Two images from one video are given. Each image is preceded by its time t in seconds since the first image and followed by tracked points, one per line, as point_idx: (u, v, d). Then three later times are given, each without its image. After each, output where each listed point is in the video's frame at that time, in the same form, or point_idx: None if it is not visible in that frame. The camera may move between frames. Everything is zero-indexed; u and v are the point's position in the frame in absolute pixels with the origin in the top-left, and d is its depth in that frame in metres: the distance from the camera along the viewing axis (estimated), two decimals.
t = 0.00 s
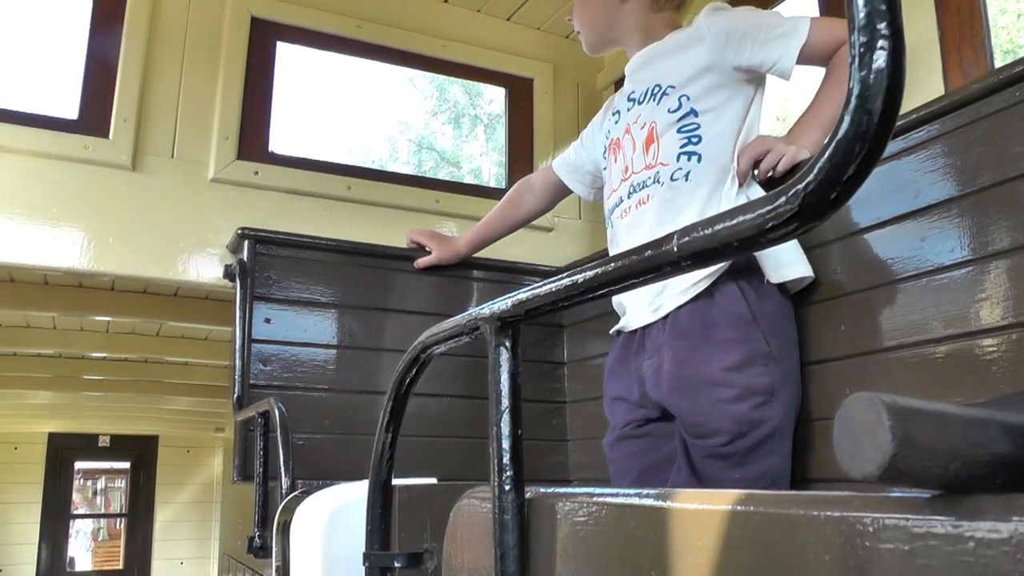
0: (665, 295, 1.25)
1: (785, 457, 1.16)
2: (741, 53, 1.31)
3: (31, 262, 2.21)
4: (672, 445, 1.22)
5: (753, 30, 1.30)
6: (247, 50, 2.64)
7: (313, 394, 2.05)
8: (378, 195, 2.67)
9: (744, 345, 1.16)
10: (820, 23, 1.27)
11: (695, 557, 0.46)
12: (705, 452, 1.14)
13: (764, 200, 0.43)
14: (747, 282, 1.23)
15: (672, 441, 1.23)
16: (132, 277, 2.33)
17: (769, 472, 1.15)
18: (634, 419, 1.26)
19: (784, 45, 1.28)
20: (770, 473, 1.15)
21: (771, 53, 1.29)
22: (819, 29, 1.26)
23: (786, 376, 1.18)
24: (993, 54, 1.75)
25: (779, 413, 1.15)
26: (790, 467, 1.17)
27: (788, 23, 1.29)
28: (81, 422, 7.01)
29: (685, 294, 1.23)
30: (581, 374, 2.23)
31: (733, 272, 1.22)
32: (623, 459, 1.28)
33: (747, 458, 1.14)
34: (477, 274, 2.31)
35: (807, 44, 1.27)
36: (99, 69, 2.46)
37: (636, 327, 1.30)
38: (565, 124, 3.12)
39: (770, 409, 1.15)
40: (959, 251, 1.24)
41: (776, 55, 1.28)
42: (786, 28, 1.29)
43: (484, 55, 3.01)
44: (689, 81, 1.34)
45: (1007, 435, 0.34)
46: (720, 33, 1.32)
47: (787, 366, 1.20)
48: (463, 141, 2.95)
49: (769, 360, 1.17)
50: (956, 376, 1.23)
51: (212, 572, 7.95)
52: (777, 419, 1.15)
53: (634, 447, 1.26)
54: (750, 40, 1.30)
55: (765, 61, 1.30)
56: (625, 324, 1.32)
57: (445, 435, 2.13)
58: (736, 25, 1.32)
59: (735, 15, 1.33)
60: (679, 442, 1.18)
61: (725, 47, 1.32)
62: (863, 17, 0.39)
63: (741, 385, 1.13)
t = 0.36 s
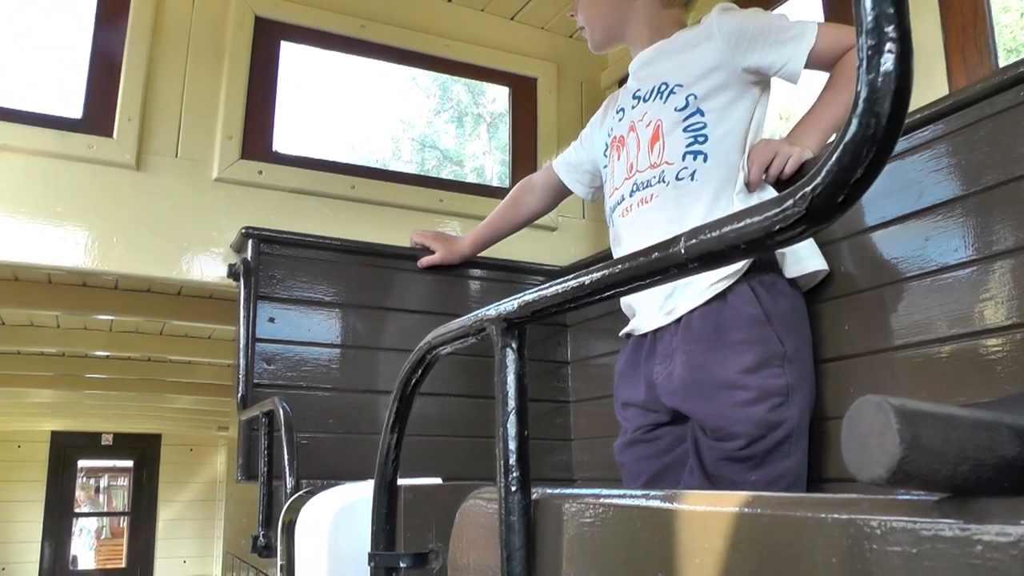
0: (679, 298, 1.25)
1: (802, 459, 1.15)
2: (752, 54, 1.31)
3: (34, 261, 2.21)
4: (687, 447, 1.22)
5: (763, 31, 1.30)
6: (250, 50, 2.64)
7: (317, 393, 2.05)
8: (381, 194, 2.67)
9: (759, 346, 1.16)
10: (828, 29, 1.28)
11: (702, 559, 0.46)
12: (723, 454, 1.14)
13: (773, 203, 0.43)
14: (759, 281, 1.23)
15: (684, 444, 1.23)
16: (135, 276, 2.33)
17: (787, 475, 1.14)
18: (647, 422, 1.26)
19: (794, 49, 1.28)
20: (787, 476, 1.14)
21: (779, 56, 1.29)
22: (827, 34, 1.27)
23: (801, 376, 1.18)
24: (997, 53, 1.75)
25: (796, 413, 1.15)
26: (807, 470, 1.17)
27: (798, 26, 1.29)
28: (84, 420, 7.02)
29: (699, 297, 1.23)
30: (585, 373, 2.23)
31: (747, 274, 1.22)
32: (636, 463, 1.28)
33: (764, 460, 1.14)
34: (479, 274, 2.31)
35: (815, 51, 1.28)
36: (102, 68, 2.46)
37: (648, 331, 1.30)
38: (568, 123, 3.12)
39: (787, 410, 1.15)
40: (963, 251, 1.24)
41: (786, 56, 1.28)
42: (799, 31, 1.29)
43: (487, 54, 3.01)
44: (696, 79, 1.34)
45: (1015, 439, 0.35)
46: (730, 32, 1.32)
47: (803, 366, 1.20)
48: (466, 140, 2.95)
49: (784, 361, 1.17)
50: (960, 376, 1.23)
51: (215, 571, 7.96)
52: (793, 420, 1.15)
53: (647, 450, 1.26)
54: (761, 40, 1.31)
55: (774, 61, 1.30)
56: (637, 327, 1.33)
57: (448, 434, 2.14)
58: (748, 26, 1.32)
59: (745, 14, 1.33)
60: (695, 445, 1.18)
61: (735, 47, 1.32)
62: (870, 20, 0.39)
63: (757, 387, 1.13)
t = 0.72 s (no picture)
0: (679, 300, 1.25)
1: (804, 460, 1.16)
2: (755, 57, 1.32)
3: (38, 262, 2.22)
4: (688, 448, 1.22)
5: (767, 35, 1.32)
6: (253, 51, 2.65)
7: (320, 394, 2.05)
8: (385, 195, 2.67)
9: (760, 348, 1.17)
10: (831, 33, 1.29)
11: (707, 560, 0.46)
12: (725, 455, 1.14)
13: (778, 206, 0.44)
14: (760, 284, 1.23)
15: (686, 445, 1.23)
16: (139, 277, 2.33)
17: (788, 476, 1.14)
18: (648, 424, 1.26)
19: (795, 52, 1.30)
20: (789, 477, 1.14)
21: (781, 59, 1.30)
22: (830, 37, 1.28)
23: (802, 378, 1.19)
24: (999, 53, 1.75)
25: (797, 414, 1.15)
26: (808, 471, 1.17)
27: (801, 31, 1.31)
28: (87, 421, 7.03)
29: (698, 300, 1.23)
30: (588, 374, 2.24)
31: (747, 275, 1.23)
32: (637, 464, 1.28)
33: (766, 461, 1.14)
34: (480, 274, 2.31)
35: (816, 53, 1.29)
36: (104, 70, 2.47)
37: (648, 332, 1.30)
38: (571, 124, 3.12)
39: (788, 412, 1.15)
40: (966, 251, 1.24)
41: (788, 60, 1.30)
42: (801, 36, 1.30)
43: (489, 55, 3.02)
44: (699, 81, 1.34)
45: (1019, 441, 0.35)
46: (734, 35, 1.33)
47: (804, 368, 1.20)
48: (468, 141, 2.96)
49: (785, 363, 1.18)
50: (963, 377, 1.23)
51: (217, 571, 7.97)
52: (794, 422, 1.15)
53: (649, 452, 1.26)
54: (764, 44, 1.32)
55: (776, 65, 1.30)
56: (637, 329, 1.33)
57: (451, 435, 2.14)
58: (751, 29, 1.33)
59: (749, 19, 1.34)
60: (696, 446, 1.19)
61: (739, 50, 1.33)
62: (874, 26, 0.39)
63: (758, 389, 1.14)
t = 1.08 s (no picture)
0: (678, 300, 1.26)
1: (804, 463, 1.16)
2: (762, 63, 1.33)
3: (39, 262, 2.22)
4: (689, 450, 1.22)
5: (775, 43, 1.33)
6: (256, 51, 2.65)
7: (322, 395, 2.05)
8: (387, 196, 2.68)
9: (760, 350, 1.17)
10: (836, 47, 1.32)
11: (709, 562, 0.47)
12: (725, 457, 1.14)
13: (779, 211, 0.44)
14: (760, 286, 1.24)
15: (687, 446, 1.23)
16: (140, 278, 2.33)
17: (788, 478, 1.15)
18: (649, 425, 1.26)
19: (801, 62, 1.32)
20: (788, 479, 1.15)
21: (786, 68, 1.32)
22: (836, 51, 1.31)
23: (802, 381, 1.19)
24: (1001, 55, 1.75)
25: (798, 417, 1.16)
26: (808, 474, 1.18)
27: (806, 42, 1.33)
28: (88, 421, 7.03)
29: (697, 300, 1.23)
30: (589, 375, 2.24)
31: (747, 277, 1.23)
32: (638, 465, 1.28)
33: (767, 462, 1.14)
34: (481, 275, 2.31)
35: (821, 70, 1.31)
36: (105, 70, 2.47)
37: (648, 331, 1.30)
38: (573, 125, 3.12)
39: (789, 414, 1.15)
40: (967, 254, 1.25)
41: (793, 70, 1.31)
42: (805, 47, 1.32)
43: (491, 56, 3.02)
44: (706, 83, 1.34)
45: (1020, 445, 0.35)
46: (742, 40, 1.34)
47: (805, 371, 1.21)
48: (470, 141, 2.96)
49: (785, 365, 1.18)
50: (964, 379, 1.23)
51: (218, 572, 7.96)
52: (795, 424, 1.16)
53: (649, 453, 1.26)
54: (771, 52, 1.33)
55: (782, 73, 1.32)
56: (638, 328, 1.33)
57: (453, 437, 2.14)
58: (760, 37, 1.34)
59: (757, 25, 1.35)
60: (697, 447, 1.19)
61: (746, 55, 1.33)
62: (874, 32, 0.39)
63: (758, 391, 1.14)
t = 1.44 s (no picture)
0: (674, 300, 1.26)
1: (799, 463, 1.16)
2: (763, 69, 1.34)
3: (39, 263, 2.22)
4: (688, 449, 1.22)
5: (777, 51, 1.33)
6: (256, 53, 2.65)
7: (322, 397, 2.06)
8: (387, 198, 2.68)
9: (754, 350, 1.17)
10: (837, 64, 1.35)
11: (713, 563, 0.47)
12: (720, 456, 1.14)
13: (784, 211, 0.44)
14: (753, 286, 1.23)
15: (684, 447, 1.23)
16: (140, 279, 2.34)
17: (783, 478, 1.15)
18: (649, 426, 1.26)
19: (800, 72, 1.32)
20: (784, 479, 1.14)
21: (785, 77, 1.32)
22: (837, 65, 1.33)
23: (797, 380, 1.18)
24: (1001, 58, 1.76)
25: (792, 417, 1.15)
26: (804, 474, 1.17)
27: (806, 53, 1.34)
28: (87, 423, 7.03)
29: (693, 299, 1.24)
30: (590, 377, 2.24)
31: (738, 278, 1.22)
32: (638, 466, 1.27)
33: (761, 462, 1.14)
34: (482, 277, 2.30)
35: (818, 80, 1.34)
36: (106, 70, 2.47)
37: (644, 332, 1.31)
38: (573, 127, 3.12)
39: (783, 414, 1.15)
40: (967, 256, 1.25)
41: (793, 78, 1.31)
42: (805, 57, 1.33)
43: (492, 58, 3.02)
44: (708, 88, 1.35)
45: None
46: (745, 47, 1.35)
47: (799, 369, 1.20)
48: (470, 143, 2.96)
49: (780, 364, 1.18)
50: (965, 381, 1.23)
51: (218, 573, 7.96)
52: (789, 423, 1.15)
53: (650, 454, 1.26)
54: (772, 60, 1.33)
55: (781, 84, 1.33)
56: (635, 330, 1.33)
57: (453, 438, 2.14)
58: (763, 45, 1.35)
59: (761, 34, 1.36)
60: (694, 449, 1.18)
61: (749, 61, 1.34)
62: (879, 33, 0.39)
63: (751, 391, 1.14)
